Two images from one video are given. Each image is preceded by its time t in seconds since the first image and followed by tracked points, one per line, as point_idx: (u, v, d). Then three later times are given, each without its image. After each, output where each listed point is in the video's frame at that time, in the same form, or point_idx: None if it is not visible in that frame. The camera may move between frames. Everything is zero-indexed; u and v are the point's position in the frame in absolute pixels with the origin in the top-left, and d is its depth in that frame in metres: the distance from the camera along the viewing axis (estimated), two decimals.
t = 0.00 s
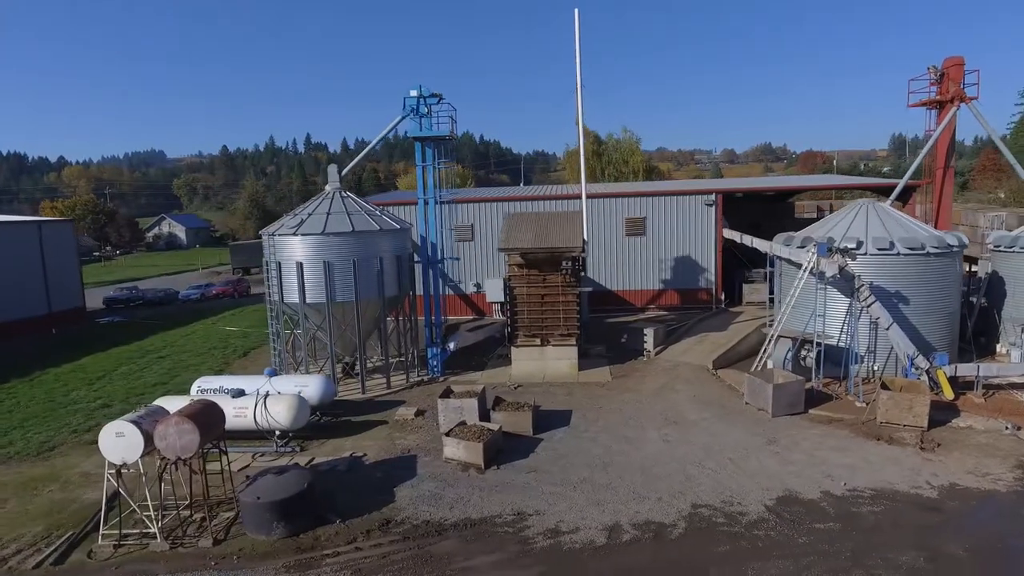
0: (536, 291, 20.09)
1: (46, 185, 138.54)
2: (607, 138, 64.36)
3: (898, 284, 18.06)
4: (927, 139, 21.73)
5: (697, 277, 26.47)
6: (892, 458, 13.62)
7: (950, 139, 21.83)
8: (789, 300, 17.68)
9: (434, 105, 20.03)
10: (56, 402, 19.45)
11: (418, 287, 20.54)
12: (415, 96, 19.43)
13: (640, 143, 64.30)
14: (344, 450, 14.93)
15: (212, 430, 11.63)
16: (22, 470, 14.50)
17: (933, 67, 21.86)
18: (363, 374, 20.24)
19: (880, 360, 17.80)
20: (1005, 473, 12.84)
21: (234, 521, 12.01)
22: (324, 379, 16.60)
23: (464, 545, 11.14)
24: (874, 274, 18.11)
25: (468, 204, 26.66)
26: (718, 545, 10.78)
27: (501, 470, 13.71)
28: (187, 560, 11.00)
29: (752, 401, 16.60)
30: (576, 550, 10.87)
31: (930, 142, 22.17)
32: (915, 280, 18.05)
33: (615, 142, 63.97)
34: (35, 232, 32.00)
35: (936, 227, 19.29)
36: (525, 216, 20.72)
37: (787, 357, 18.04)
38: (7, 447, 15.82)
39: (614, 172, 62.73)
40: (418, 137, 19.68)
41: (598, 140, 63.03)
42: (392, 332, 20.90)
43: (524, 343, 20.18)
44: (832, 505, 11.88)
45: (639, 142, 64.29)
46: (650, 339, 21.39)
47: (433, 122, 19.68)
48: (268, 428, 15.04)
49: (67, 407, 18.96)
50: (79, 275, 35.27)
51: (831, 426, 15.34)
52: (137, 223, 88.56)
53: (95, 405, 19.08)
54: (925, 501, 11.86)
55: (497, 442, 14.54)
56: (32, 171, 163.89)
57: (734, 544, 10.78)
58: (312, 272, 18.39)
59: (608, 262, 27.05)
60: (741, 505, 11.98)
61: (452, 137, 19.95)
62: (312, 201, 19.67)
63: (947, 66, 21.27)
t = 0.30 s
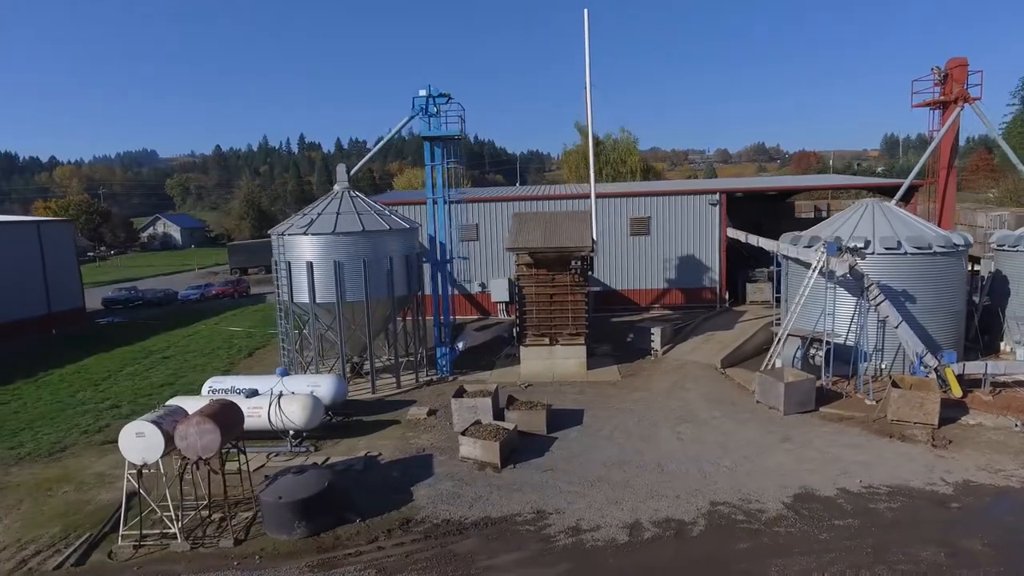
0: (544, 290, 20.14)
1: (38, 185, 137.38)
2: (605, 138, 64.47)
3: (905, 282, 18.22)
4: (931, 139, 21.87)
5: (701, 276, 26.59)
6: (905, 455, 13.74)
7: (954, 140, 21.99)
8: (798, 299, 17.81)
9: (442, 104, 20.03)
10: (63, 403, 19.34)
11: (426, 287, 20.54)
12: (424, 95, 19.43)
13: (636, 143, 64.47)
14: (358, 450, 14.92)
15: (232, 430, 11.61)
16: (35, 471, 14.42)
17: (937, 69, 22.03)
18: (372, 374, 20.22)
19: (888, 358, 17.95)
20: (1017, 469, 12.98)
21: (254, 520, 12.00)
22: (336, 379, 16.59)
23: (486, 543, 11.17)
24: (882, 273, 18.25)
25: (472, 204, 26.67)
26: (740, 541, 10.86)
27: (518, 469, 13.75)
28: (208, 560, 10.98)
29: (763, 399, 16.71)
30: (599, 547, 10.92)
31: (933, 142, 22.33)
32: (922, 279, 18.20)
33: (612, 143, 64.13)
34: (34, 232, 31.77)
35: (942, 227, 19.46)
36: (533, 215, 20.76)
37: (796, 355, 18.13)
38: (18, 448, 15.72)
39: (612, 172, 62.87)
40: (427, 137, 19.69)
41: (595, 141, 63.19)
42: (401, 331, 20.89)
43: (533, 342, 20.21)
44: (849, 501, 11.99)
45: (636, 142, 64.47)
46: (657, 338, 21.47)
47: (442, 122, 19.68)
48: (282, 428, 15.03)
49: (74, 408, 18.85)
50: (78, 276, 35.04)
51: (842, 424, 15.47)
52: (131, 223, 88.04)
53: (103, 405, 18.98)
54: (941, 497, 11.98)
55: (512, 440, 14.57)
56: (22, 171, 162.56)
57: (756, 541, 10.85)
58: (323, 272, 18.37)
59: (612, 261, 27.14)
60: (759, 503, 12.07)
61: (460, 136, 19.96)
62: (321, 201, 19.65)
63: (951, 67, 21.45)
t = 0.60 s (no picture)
0: (554, 290, 20.17)
1: (31, 185, 136.43)
2: (603, 137, 64.60)
3: (914, 282, 18.35)
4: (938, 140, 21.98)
5: (707, 276, 26.68)
6: (920, 453, 13.85)
7: (960, 141, 22.11)
8: (809, 298, 17.89)
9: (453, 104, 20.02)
10: (72, 404, 19.26)
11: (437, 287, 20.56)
12: (434, 95, 19.42)
13: (636, 143, 64.56)
14: (374, 449, 14.92)
15: (254, 430, 11.58)
16: (50, 472, 14.37)
17: (942, 69, 22.10)
18: (383, 374, 20.22)
19: (897, 357, 18.08)
20: None
21: (275, 519, 12.01)
22: (349, 379, 16.58)
23: (509, 541, 11.20)
24: (891, 272, 18.37)
25: (478, 203, 26.67)
26: (763, 539, 10.93)
27: (536, 468, 13.79)
28: (232, 560, 10.97)
29: (775, 398, 16.81)
30: (623, 545, 10.96)
31: (939, 143, 22.44)
32: (931, 278, 18.33)
33: (612, 143, 64.23)
34: (35, 232, 31.60)
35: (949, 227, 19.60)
36: (542, 215, 20.77)
37: (807, 354, 18.23)
38: (30, 449, 15.66)
39: (611, 172, 62.93)
40: (438, 137, 19.68)
41: (594, 140, 63.25)
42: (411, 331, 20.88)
43: (543, 341, 20.24)
44: (868, 499, 12.08)
45: (636, 142, 64.56)
46: (665, 338, 21.54)
47: (453, 122, 19.67)
48: (298, 428, 15.02)
49: (84, 408, 18.78)
50: (80, 276, 34.86)
51: (856, 422, 15.57)
52: (127, 223, 87.63)
53: (112, 406, 18.91)
54: (959, 494, 12.08)
55: (529, 440, 14.59)
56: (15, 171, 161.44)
57: (778, 538, 10.92)
58: (334, 271, 18.35)
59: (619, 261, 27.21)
60: (779, 501, 12.14)
61: (470, 136, 19.95)
62: (331, 201, 19.64)
63: (957, 67, 21.50)
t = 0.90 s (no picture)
0: (566, 289, 20.20)
1: (26, 185, 135.74)
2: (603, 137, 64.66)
3: (925, 281, 18.45)
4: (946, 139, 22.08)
5: (714, 275, 26.76)
6: (936, 450, 13.94)
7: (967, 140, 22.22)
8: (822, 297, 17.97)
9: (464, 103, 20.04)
10: (84, 404, 19.20)
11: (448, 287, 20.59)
12: (446, 94, 19.44)
13: (636, 143, 64.64)
14: (392, 449, 14.93)
15: (278, 429, 11.57)
16: (67, 472, 14.34)
17: (949, 69, 22.23)
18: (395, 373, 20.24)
19: (909, 356, 18.19)
20: None
21: (298, 519, 12.01)
22: (364, 378, 16.58)
23: (534, 540, 11.23)
24: (902, 271, 18.47)
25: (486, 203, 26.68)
26: (787, 536, 10.99)
27: (555, 466, 13.83)
28: (258, 559, 10.96)
29: (789, 396, 16.89)
30: (647, 543, 11.01)
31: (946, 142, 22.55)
32: (941, 277, 18.44)
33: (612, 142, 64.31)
34: (39, 231, 31.46)
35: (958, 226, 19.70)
36: (553, 214, 20.80)
37: (819, 353, 18.31)
38: (46, 449, 15.62)
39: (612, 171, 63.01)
40: (450, 136, 19.68)
41: (595, 140, 63.32)
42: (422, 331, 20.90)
43: (554, 340, 20.28)
44: (888, 496, 12.16)
45: (636, 142, 64.64)
46: (675, 337, 21.60)
47: (465, 121, 19.67)
48: (315, 427, 15.03)
49: (96, 408, 18.72)
50: (83, 276, 34.73)
51: (870, 420, 15.66)
52: (124, 223, 87.27)
53: (124, 406, 18.85)
54: (979, 491, 12.16)
55: (546, 438, 14.63)
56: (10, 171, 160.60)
57: (802, 535, 10.98)
58: (347, 271, 18.35)
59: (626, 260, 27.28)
60: (800, 498, 12.21)
61: (482, 135, 19.96)
62: (343, 200, 19.65)
63: (964, 67, 21.63)
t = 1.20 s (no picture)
0: (577, 288, 20.24)
1: (21, 185, 134.96)
2: (603, 137, 64.73)
3: (935, 279, 18.54)
4: (953, 139, 22.20)
5: (721, 274, 26.84)
6: (952, 447, 14.02)
7: (975, 139, 22.33)
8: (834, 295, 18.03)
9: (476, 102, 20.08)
10: (94, 404, 19.13)
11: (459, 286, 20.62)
12: (458, 94, 19.50)
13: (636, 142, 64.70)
14: (409, 448, 14.94)
15: (300, 428, 11.57)
16: (84, 472, 14.28)
17: (956, 69, 22.35)
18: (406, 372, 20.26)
19: (919, 354, 18.28)
20: None
21: (320, 518, 12.02)
22: (379, 377, 16.59)
23: (558, 537, 11.26)
24: (912, 269, 18.55)
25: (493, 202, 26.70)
26: (809, 533, 11.04)
27: (573, 465, 13.86)
28: (282, 559, 10.95)
29: (802, 394, 16.96)
30: (671, 541, 11.05)
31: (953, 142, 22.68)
32: (952, 275, 18.53)
33: (612, 142, 64.36)
34: (42, 231, 31.30)
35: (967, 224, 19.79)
36: (564, 213, 20.85)
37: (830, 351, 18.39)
38: (60, 449, 15.55)
39: (612, 171, 63.07)
40: (462, 135, 19.71)
41: (595, 139, 63.36)
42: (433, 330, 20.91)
43: (565, 339, 20.32)
44: (908, 493, 12.23)
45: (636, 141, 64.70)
46: (685, 336, 21.67)
47: (476, 120, 19.72)
48: (332, 426, 15.04)
49: (107, 408, 18.66)
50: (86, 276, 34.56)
51: (884, 417, 15.75)
52: (122, 223, 86.93)
53: (135, 405, 18.78)
54: (997, 488, 12.24)
55: (563, 437, 14.66)
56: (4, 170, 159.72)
57: (825, 532, 11.04)
58: (361, 270, 18.34)
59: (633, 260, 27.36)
60: (820, 495, 12.27)
61: (494, 134, 20.00)
62: (355, 199, 19.65)
63: (972, 67, 21.76)
